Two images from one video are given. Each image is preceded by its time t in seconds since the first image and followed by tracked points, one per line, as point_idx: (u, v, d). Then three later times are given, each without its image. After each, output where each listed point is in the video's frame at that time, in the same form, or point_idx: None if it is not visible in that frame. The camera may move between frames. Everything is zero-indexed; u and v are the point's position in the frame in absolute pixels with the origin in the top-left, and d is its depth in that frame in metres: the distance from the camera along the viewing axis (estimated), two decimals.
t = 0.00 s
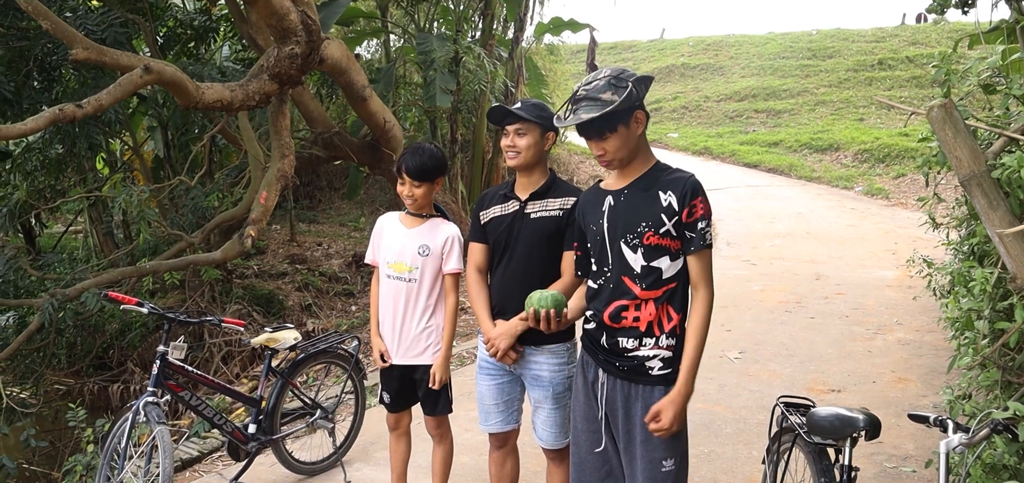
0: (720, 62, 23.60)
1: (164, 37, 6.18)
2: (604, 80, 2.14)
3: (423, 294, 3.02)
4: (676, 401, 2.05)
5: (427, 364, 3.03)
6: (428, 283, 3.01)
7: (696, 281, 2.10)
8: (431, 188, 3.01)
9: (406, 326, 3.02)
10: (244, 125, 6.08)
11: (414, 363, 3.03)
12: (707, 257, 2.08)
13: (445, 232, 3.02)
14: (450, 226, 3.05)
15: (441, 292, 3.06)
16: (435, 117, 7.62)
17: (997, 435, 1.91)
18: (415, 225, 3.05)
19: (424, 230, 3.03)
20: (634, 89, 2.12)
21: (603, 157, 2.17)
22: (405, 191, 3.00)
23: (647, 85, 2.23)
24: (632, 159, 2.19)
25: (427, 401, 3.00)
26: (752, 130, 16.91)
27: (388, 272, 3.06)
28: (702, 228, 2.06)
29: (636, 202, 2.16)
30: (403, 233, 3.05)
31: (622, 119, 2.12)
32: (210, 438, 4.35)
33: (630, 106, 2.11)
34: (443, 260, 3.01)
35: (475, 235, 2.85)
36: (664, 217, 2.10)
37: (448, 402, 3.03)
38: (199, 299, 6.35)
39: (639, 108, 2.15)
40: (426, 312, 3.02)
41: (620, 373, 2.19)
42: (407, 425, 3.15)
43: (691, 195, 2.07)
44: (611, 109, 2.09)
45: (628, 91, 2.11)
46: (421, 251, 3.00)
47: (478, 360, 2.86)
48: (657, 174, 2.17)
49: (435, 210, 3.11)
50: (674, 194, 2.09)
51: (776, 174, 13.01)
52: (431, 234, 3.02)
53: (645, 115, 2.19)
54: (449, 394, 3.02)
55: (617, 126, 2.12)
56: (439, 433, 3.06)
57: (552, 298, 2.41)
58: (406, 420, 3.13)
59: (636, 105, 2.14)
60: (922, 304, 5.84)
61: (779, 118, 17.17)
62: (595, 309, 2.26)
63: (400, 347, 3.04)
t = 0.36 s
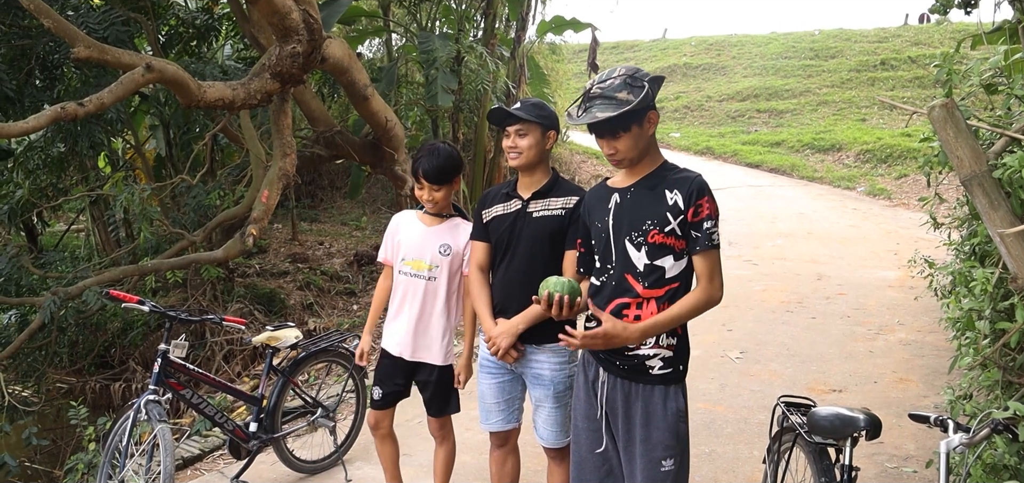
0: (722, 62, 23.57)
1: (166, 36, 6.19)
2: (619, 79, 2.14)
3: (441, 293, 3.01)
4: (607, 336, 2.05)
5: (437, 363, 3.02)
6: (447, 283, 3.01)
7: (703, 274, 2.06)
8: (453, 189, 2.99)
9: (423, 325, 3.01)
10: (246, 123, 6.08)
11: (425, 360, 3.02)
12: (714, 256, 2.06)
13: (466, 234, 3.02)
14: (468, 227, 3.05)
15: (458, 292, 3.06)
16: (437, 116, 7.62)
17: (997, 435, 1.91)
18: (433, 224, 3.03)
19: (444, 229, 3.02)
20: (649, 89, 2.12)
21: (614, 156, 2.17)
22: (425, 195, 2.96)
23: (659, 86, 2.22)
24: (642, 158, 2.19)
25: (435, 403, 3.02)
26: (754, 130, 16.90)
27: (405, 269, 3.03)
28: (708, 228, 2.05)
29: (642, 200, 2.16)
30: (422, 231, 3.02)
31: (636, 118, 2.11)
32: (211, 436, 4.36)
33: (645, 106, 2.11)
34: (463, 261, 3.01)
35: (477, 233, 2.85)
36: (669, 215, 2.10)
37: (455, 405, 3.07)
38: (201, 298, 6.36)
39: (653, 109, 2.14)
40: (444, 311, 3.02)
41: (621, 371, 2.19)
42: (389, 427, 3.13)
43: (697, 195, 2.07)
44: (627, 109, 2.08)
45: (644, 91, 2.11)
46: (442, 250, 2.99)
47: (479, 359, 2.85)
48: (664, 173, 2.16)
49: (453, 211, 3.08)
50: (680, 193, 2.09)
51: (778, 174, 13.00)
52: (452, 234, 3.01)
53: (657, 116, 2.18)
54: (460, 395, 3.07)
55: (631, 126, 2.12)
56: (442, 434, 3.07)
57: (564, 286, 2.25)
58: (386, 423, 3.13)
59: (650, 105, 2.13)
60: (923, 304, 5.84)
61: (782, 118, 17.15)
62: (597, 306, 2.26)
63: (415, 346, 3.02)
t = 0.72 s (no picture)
0: (721, 60, 23.55)
1: (165, 33, 6.18)
2: (623, 79, 2.14)
3: (441, 294, 3.00)
4: (600, 316, 2.03)
5: (440, 365, 3.01)
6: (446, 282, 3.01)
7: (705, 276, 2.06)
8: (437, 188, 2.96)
9: (425, 329, 2.99)
10: (246, 121, 6.08)
11: (430, 363, 3.00)
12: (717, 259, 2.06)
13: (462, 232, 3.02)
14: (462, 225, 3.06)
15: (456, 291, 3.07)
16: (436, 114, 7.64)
17: (994, 434, 1.91)
18: (427, 225, 3.01)
19: (439, 229, 3.00)
20: (651, 90, 2.12)
21: (616, 156, 2.17)
22: (409, 201, 2.94)
23: (662, 87, 2.23)
24: (644, 158, 2.19)
25: (438, 403, 3.03)
26: (754, 128, 16.90)
27: (402, 273, 3.00)
28: (709, 230, 2.04)
29: (644, 200, 2.16)
30: (417, 232, 3.00)
31: (638, 118, 2.11)
32: (210, 434, 4.36)
33: (647, 106, 2.11)
34: (460, 259, 3.02)
35: (476, 232, 2.86)
36: (671, 215, 2.10)
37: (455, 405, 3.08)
38: (200, 296, 6.36)
39: (656, 109, 2.14)
40: (444, 312, 3.02)
41: (619, 371, 2.19)
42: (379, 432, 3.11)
43: (699, 196, 2.06)
44: (629, 109, 2.09)
45: (647, 92, 2.11)
46: (440, 250, 2.98)
47: (478, 357, 2.86)
48: (665, 174, 2.16)
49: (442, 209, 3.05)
50: (682, 195, 2.09)
51: (777, 172, 13.00)
52: (449, 233, 3.00)
53: (660, 116, 2.18)
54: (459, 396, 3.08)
55: (634, 126, 2.12)
56: (441, 434, 3.10)
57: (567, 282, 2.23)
58: (379, 425, 3.10)
59: (653, 105, 2.13)
60: (922, 302, 5.84)
61: (781, 116, 17.15)
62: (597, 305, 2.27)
63: (417, 350, 2.99)
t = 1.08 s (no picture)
0: (716, 61, 23.59)
1: (159, 34, 6.17)
2: (619, 80, 2.14)
3: (395, 293, 2.96)
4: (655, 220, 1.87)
5: (410, 364, 3.00)
6: (397, 281, 2.97)
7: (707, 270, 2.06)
8: (356, 185, 2.94)
9: (386, 334, 2.95)
10: (240, 123, 6.07)
11: (399, 366, 2.98)
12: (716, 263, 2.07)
13: (401, 227, 2.98)
14: (401, 217, 3.01)
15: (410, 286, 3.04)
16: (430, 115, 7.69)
17: (985, 435, 1.93)
18: (365, 228, 2.96)
19: (378, 230, 2.95)
20: (648, 93, 2.10)
21: (608, 155, 2.17)
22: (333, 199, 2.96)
23: (664, 90, 2.22)
24: (638, 161, 2.18)
25: (413, 413, 3.02)
26: (748, 129, 16.94)
27: (351, 283, 2.94)
28: (710, 234, 2.05)
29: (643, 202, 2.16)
30: (357, 238, 2.94)
31: (632, 120, 2.11)
32: (204, 436, 4.35)
33: (641, 109, 2.10)
34: (408, 253, 2.98)
35: (470, 233, 2.85)
36: (669, 219, 2.11)
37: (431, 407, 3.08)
38: (194, 297, 6.35)
39: (651, 113, 2.14)
40: (401, 312, 2.99)
41: (611, 373, 2.20)
42: (359, 448, 3.10)
43: (698, 203, 2.08)
44: (622, 111, 2.08)
45: (642, 95, 2.10)
46: (384, 250, 2.93)
47: (472, 358, 2.86)
48: (663, 177, 2.17)
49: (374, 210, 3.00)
50: (682, 198, 2.10)
51: (772, 173, 13.03)
52: (389, 231, 2.95)
53: (655, 120, 2.18)
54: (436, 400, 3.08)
55: (627, 128, 2.12)
56: (420, 441, 3.09)
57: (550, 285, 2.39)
58: (359, 440, 3.09)
59: (649, 108, 2.12)
60: (915, 303, 5.86)
61: (775, 118, 17.20)
62: (588, 307, 2.26)
63: (382, 357, 2.95)
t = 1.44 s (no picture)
0: (710, 63, 23.66)
1: (153, 35, 6.17)
2: (637, 78, 2.14)
3: (342, 291, 2.89)
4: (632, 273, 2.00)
5: (371, 361, 2.91)
6: (342, 278, 2.89)
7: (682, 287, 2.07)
8: (282, 185, 2.94)
9: (339, 334, 2.89)
10: (234, 124, 6.06)
11: (357, 365, 2.91)
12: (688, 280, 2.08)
13: (337, 222, 2.91)
14: (339, 213, 2.94)
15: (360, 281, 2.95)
16: (426, 118, 7.71)
17: (978, 436, 1.93)
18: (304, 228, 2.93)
19: (315, 229, 2.90)
20: (662, 97, 2.11)
21: (612, 151, 2.17)
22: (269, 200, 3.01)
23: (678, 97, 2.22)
24: (640, 163, 2.18)
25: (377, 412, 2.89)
26: (742, 132, 17.00)
27: (298, 287, 2.91)
28: (691, 254, 2.06)
29: (637, 210, 2.16)
30: (297, 240, 2.90)
31: (642, 121, 2.11)
32: (198, 438, 4.33)
33: (652, 112, 2.10)
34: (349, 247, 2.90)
35: (465, 234, 2.85)
36: (661, 230, 2.11)
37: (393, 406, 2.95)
38: (188, 299, 6.32)
39: (661, 116, 2.14)
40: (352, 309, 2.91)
41: (602, 377, 2.20)
42: (347, 452, 3.06)
43: (691, 218, 2.08)
44: (635, 108, 2.09)
45: (656, 95, 2.10)
46: (322, 248, 2.87)
47: (467, 360, 2.86)
48: (657, 185, 2.16)
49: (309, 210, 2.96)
50: (676, 211, 2.09)
51: (766, 176, 13.06)
52: (326, 228, 2.90)
53: (665, 125, 2.18)
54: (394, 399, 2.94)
55: (636, 126, 2.12)
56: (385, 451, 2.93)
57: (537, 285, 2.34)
58: (346, 443, 3.06)
59: (661, 111, 2.12)
60: (908, 305, 5.88)
61: (769, 120, 17.25)
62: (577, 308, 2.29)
63: (339, 358, 2.89)
